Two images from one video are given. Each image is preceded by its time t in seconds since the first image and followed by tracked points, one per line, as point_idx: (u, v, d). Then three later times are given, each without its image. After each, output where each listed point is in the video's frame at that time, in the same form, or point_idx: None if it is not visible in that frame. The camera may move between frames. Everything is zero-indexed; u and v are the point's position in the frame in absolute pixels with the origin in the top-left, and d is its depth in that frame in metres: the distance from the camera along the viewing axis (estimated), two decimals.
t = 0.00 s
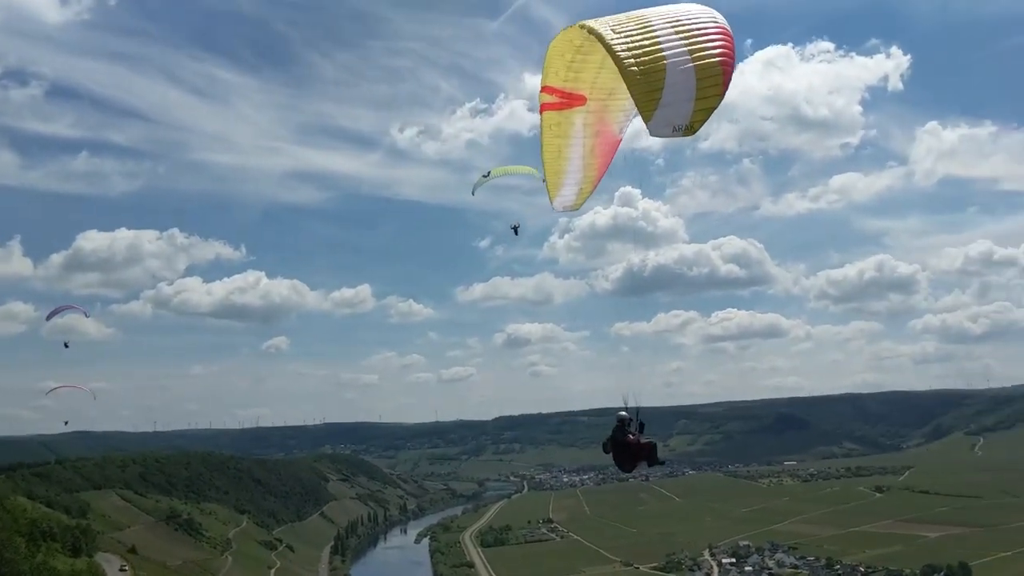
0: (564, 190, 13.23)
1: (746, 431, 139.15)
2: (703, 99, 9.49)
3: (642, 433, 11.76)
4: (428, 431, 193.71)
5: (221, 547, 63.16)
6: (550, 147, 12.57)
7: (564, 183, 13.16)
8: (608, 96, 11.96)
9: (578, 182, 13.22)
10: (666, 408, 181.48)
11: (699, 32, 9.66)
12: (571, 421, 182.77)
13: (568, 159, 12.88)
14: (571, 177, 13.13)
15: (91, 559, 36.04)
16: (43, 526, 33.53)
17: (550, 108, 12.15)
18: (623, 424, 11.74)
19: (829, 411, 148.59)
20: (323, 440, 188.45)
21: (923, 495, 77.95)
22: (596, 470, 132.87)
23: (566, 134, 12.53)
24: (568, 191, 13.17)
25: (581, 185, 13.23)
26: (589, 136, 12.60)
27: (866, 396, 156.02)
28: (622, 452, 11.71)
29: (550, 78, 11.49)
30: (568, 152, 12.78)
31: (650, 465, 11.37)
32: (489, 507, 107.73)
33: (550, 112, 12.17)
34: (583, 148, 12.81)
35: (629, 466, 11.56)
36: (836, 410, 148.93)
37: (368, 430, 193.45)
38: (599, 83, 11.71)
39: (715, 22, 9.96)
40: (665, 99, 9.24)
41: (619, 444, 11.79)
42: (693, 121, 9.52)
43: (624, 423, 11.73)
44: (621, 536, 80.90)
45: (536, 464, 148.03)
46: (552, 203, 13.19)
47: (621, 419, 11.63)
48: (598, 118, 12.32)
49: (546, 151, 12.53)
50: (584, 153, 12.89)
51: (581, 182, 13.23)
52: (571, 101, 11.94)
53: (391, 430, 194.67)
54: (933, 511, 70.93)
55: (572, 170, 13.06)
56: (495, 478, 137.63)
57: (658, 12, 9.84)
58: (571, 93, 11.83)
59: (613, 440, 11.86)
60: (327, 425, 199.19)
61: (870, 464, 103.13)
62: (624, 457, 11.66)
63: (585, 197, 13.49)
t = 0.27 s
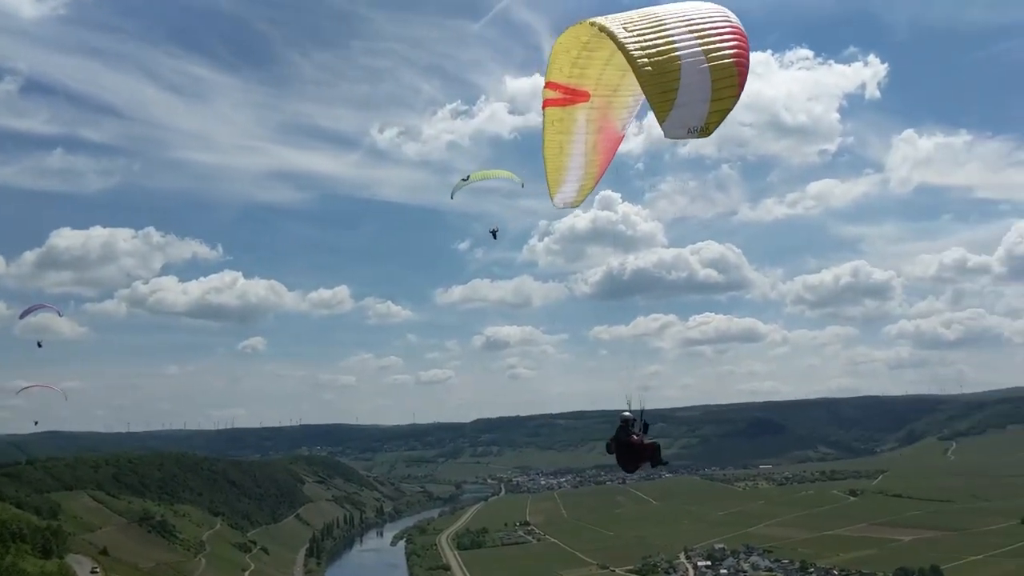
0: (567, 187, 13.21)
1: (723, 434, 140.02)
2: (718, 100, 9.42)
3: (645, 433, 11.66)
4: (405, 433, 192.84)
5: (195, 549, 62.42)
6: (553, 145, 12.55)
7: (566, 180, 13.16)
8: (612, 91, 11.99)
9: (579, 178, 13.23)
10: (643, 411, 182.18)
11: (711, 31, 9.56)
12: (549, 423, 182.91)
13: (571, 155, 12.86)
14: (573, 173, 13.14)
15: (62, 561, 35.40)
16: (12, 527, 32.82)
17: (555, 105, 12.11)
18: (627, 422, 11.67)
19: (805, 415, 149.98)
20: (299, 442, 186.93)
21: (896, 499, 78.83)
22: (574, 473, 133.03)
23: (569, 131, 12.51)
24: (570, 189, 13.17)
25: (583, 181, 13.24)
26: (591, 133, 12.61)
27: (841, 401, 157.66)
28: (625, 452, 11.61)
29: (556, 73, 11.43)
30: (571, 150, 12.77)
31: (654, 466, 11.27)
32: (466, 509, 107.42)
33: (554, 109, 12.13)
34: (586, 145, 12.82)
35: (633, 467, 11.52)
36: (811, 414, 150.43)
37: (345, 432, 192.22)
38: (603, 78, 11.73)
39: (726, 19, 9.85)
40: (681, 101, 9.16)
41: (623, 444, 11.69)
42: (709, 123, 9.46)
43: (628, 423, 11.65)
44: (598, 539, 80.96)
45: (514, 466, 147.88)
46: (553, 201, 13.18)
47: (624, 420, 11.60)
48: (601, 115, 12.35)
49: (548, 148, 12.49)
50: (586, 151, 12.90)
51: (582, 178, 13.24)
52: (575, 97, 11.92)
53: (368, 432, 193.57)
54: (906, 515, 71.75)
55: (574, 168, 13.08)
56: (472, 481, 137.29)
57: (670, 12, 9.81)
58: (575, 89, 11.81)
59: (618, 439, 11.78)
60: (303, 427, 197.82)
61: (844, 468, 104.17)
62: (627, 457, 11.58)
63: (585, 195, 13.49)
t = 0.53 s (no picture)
0: (565, 183, 13.13)
1: (694, 437, 141.05)
2: (728, 100, 9.20)
3: (644, 433, 11.29)
4: (376, 434, 191.71)
5: (161, 549, 61.41)
6: (550, 138, 12.40)
7: (564, 176, 13.05)
8: (610, 84, 11.80)
9: (577, 173, 13.15)
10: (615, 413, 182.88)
11: (720, 27, 9.28)
12: (521, 425, 183.00)
13: (568, 148, 12.72)
14: (571, 169, 13.05)
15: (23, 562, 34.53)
16: None
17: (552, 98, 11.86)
18: (626, 419, 11.29)
19: (774, 418, 151.54)
20: (269, 442, 184.97)
21: (863, 501, 79.90)
22: (545, 474, 133.13)
23: (565, 124, 12.33)
24: (567, 183, 13.07)
25: (581, 176, 13.19)
26: (589, 127, 12.44)
27: (810, 404, 159.57)
28: (622, 451, 11.26)
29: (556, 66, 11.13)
30: (567, 143, 12.64)
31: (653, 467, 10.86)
32: (437, 510, 106.94)
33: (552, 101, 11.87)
34: (583, 138, 12.67)
35: (631, 466, 11.08)
36: (781, 417, 152.07)
37: (315, 433, 190.60)
38: (604, 71, 11.50)
39: (735, 14, 9.55)
40: (690, 101, 8.94)
41: (620, 443, 11.32)
42: (721, 121, 9.23)
43: (628, 420, 11.28)
44: (569, 540, 81.03)
45: (485, 467, 147.61)
46: (551, 198, 13.11)
47: (622, 418, 11.14)
48: (599, 106, 12.15)
49: (545, 142, 12.31)
50: (585, 142, 12.77)
51: (580, 173, 13.18)
52: (573, 89, 11.67)
53: (339, 433, 192.09)
54: (872, 517, 72.76)
55: (570, 164, 12.99)
56: (443, 482, 136.79)
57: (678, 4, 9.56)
58: (575, 81, 11.54)
59: (617, 436, 11.43)
60: (273, 426, 195.89)
61: (813, 470, 105.35)
62: (624, 456, 11.22)
63: (582, 190, 13.42)
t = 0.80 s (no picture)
0: (564, 180, 13.22)
1: (667, 439, 141.82)
2: (743, 101, 9.13)
3: (646, 432, 11.30)
4: (349, 433, 190.36)
5: (128, 548, 60.26)
6: (550, 132, 12.45)
7: (562, 173, 13.15)
8: (614, 81, 11.83)
9: (577, 170, 13.25)
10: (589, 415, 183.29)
11: (733, 26, 9.15)
12: (496, 425, 182.73)
13: (567, 144, 12.79)
14: (571, 166, 13.13)
15: None
16: None
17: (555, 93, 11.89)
18: (628, 418, 11.30)
19: (747, 421, 152.70)
20: (239, 441, 182.83)
21: (834, 504, 80.68)
22: (519, 475, 132.98)
23: (566, 121, 12.39)
24: (565, 180, 13.16)
25: (581, 172, 13.28)
26: (590, 124, 12.51)
27: (782, 408, 161.06)
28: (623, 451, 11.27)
29: (560, 61, 11.15)
30: (568, 139, 12.70)
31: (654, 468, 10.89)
32: (409, 511, 106.36)
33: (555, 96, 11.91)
34: (584, 135, 12.74)
35: (631, 466, 11.13)
36: (754, 420, 153.26)
37: (287, 432, 188.81)
38: (608, 68, 11.54)
39: (748, 13, 9.42)
40: (703, 103, 8.89)
41: (622, 442, 11.31)
42: (734, 124, 9.18)
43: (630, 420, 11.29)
44: (542, 541, 80.90)
45: (459, 468, 147.16)
46: (550, 193, 13.20)
47: (625, 417, 11.23)
48: (601, 102, 12.21)
49: (545, 136, 12.38)
50: (585, 138, 12.84)
51: (580, 170, 13.28)
52: (576, 85, 11.70)
53: (311, 432, 190.45)
54: (842, 521, 73.46)
55: (571, 161, 13.07)
56: (416, 482, 136.12)
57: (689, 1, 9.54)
58: (578, 77, 11.57)
59: (618, 435, 11.45)
60: (244, 424, 193.65)
61: (784, 474, 106.25)
62: (625, 456, 11.24)
63: (580, 184, 13.51)
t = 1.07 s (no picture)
0: (563, 179, 13.66)
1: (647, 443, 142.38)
2: (754, 104, 9.47)
3: (649, 435, 11.31)
4: (327, 438, 188.96)
5: (102, 555, 59.15)
6: (551, 130, 12.87)
7: (562, 172, 13.58)
8: (614, 82, 12.24)
9: (577, 169, 13.67)
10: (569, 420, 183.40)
11: (743, 29, 9.47)
12: (476, 430, 182.34)
13: (568, 142, 13.20)
14: (570, 166, 13.55)
15: None
16: None
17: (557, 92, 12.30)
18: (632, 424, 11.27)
19: (726, 425, 153.60)
20: (216, 446, 180.78)
21: (812, 509, 81.17)
22: (499, 480, 132.72)
23: (567, 119, 12.80)
24: (565, 179, 13.60)
25: (581, 172, 13.69)
26: (590, 122, 12.94)
27: (761, 412, 162.21)
28: (627, 454, 11.22)
29: (563, 61, 11.57)
30: (568, 138, 13.12)
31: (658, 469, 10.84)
32: (389, 516, 105.67)
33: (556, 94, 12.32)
34: (584, 134, 13.17)
35: (635, 468, 11.09)
36: (734, 424, 154.20)
37: (265, 437, 187.09)
38: (609, 69, 11.93)
39: (759, 17, 9.76)
40: (715, 106, 9.24)
41: (626, 447, 11.27)
42: (747, 127, 9.50)
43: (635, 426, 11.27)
44: (522, 547, 80.63)
45: (439, 473, 146.58)
46: (549, 191, 13.64)
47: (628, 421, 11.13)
48: (600, 103, 12.62)
49: (546, 134, 12.79)
50: (585, 138, 13.26)
51: (580, 170, 13.70)
52: (577, 84, 12.11)
53: (289, 437, 188.83)
54: (820, 525, 73.94)
55: (570, 159, 13.50)
56: (395, 487, 135.42)
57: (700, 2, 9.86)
58: (580, 76, 11.97)
59: (622, 440, 11.42)
60: (221, 428, 191.62)
61: (763, 478, 106.89)
62: (628, 460, 11.19)
63: (580, 184, 13.93)
